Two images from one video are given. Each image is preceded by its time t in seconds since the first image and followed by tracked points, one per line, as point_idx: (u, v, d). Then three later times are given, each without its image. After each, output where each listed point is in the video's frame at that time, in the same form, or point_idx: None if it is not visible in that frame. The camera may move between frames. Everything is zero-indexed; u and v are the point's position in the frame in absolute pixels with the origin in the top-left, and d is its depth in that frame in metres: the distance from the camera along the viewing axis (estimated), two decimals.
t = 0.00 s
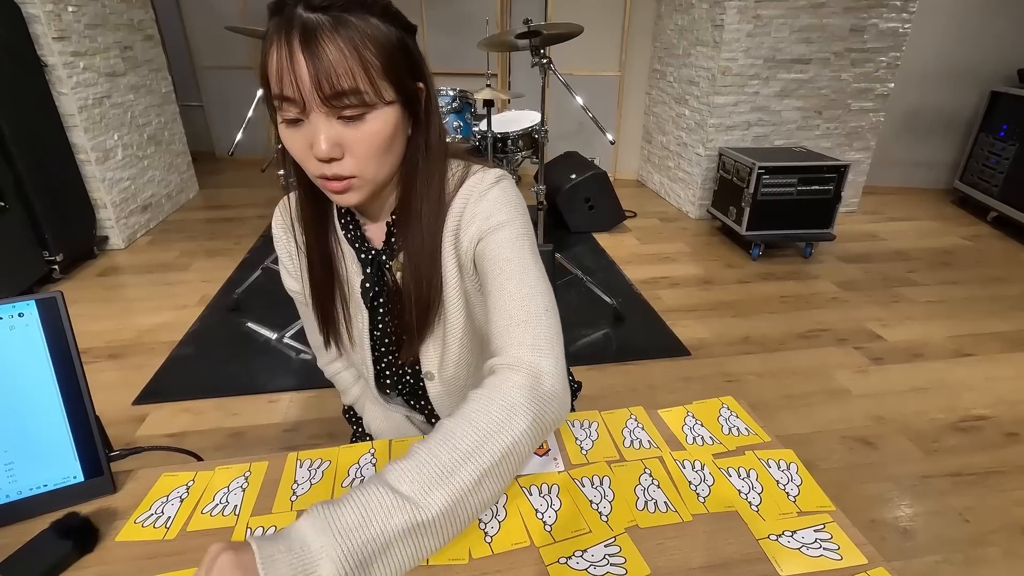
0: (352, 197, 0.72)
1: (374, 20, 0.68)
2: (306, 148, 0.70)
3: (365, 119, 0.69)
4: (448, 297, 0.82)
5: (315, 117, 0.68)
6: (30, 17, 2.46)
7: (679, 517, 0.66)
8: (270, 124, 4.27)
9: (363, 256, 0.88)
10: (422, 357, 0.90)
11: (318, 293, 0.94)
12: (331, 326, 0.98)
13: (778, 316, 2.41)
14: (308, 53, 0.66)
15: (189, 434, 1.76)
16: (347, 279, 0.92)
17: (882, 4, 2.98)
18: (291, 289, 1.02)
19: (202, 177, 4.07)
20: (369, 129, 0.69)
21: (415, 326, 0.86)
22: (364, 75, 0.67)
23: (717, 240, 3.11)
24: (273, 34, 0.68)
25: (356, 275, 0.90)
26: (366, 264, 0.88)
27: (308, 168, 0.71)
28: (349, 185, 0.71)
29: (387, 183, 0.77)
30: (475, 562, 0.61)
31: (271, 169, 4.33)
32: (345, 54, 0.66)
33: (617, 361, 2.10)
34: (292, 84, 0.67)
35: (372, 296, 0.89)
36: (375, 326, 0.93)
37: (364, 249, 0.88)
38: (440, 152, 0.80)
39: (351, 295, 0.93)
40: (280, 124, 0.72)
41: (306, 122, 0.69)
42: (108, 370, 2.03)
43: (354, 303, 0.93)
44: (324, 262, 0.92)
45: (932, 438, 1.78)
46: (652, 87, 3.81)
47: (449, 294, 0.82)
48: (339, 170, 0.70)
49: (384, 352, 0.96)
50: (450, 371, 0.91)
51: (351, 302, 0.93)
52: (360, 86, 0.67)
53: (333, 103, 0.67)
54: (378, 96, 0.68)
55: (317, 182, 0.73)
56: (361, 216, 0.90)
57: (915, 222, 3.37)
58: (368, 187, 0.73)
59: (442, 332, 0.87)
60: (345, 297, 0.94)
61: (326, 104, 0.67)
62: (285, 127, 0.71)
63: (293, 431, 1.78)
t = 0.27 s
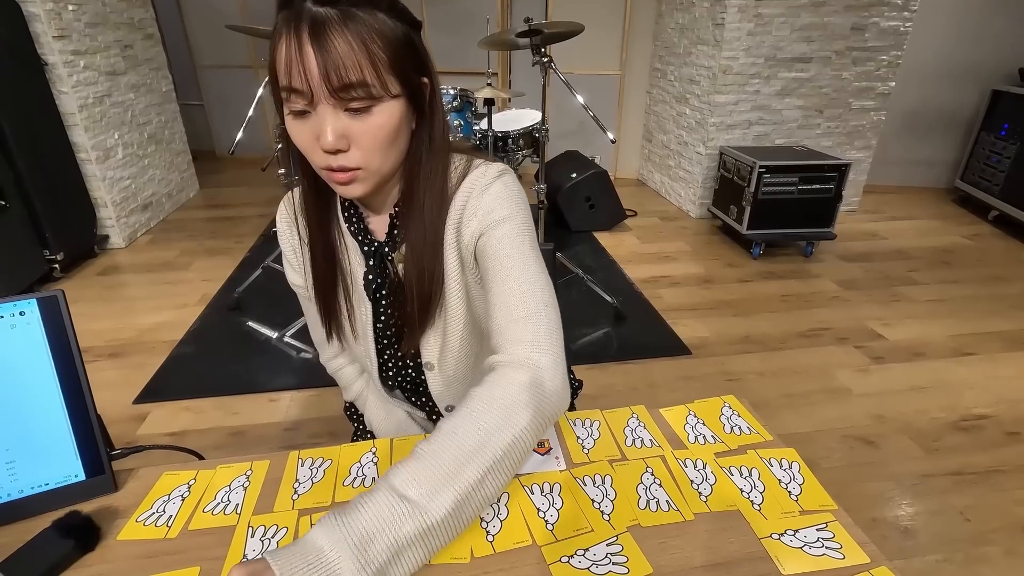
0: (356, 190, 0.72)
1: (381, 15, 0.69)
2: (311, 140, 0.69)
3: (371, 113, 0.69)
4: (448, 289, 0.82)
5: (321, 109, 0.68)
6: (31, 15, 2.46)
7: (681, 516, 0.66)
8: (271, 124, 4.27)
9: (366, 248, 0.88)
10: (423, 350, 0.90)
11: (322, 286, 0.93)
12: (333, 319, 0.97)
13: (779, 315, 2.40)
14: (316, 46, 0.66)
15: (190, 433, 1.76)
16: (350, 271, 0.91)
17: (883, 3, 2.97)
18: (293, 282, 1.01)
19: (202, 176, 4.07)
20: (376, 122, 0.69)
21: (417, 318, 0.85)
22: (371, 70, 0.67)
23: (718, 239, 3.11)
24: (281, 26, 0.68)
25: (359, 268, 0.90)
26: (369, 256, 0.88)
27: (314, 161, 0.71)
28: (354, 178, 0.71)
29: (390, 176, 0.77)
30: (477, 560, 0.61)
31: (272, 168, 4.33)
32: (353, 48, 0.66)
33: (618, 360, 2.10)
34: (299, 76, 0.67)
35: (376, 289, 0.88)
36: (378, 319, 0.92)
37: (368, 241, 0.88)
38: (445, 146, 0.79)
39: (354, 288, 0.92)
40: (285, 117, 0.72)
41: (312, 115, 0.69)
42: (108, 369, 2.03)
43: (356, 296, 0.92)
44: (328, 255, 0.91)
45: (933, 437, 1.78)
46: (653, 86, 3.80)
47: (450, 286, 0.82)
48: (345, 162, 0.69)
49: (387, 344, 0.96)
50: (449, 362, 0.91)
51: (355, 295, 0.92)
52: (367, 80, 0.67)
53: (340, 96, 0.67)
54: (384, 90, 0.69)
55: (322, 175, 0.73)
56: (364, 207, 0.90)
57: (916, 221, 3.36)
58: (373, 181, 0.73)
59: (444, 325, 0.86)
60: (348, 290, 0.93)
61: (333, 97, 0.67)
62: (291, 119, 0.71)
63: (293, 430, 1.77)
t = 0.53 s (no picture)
0: (370, 178, 0.77)
1: (393, 14, 0.75)
2: (329, 130, 0.74)
3: (386, 105, 0.75)
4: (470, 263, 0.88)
5: (340, 102, 0.73)
6: (30, 16, 2.46)
7: (680, 516, 0.66)
8: (270, 124, 4.26)
9: (370, 236, 0.92)
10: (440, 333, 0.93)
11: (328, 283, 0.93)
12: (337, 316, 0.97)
13: (778, 315, 2.41)
14: (338, 41, 0.71)
15: (189, 433, 1.76)
16: (356, 265, 0.93)
17: (882, 3, 2.98)
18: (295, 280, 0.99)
19: (202, 176, 4.07)
20: (391, 113, 0.75)
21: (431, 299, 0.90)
22: (388, 65, 0.73)
23: (717, 239, 3.11)
24: (300, 25, 0.73)
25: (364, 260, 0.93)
26: (374, 243, 0.92)
27: (330, 151, 0.75)
28: (369, 165, 0.76)
29: (400, 165, 0.82)
30: (477, 561, 0.61)
31: (271, 168, 4.33)
32: (371, 44, 0.72)
33: (618, 360, 2.10)
34: (320, 69, 0.71)
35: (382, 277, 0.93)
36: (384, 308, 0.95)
37: (374, 229, 0.92)
38: (451, 136, 0.86)
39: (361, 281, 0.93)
40: (300, 110, 0.76)
41: (331, 106, 0.74)
42: (108, 370, 2.03)
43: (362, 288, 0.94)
44: (334, 250, 0.91)
45: (932, 437, 1.78)
46: (652, 86, 3.80)
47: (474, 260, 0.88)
48: (362, 151, 0.75)
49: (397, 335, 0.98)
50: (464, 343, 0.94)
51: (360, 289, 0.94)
52: (384, 74, 0.73)
53: (360, 88, 0.72)
54: (398, 83, 0.74)
55: (337, 165, 0.77)
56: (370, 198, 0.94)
57: (916, 221, 3.37)
58: (387, 169, 0.78)
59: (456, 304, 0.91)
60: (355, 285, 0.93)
61: (353, 89, 0.72)
62: (306, 111, 0.75)
63: (293, 431, 1.77)
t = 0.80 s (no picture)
0: (396, 181, 0.77)
1: (410, 18, 0.76)
2: (355, 136, 0.74)
3: (412, 108, 0.75)
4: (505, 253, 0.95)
5: (367, 106, 0.73)
6: (28, 18, 2.46)
7: (678, 517, 0.66)
8: (268, 125, 4.26)
9: (390, 237, 0.91)
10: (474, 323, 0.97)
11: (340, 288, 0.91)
12: (351, 318, 0.95)
13: (777, 316, 2.41)
14: (364, 47, 0.72)
15: (188, 435, 1.76)
16: (372, 267, 0.92)
17: (879, 6, 2.98)
18: (298, 287, 0.98)
19: (200, 178, 4.06)
20: (416, 116, 0.75)
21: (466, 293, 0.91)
22: (412, 69, 0.74)
23: (716, 241, 3.12)
24: (322, 31, 0.73)
25: (386, 260, 0.91)
26: (395, 242, 0.91)
27: (355, 157, 0.75)
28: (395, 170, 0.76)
29: (422, 165, 0.83)
30: (475, 563, 0.62)
31: (270, 170, 4.32)
32: (396, 49, 0.73)
33: (616, 362, 2.10)
34: (348, 75, 0.71)
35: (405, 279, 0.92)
36: (405, 307, 0.95)
37: (394, 229, 0.91)
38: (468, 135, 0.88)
39: (379, 283, 0.92)
40: (321, 116, 0.76)
41: (356, 112, 0.73)
42: (105, 372, 2.03)
43: (378, 289, 0.93)
44: (348, 253, 0.89)
45: (930, 438, 1.79)
46: (650, 88, 3.81)
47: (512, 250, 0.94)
48: (389, 155, 0.74)
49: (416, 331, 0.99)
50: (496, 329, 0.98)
51: (377, 291, 0.93)
52: (410, 78, 0.74)
53: (387, 93, 0.73)
54: (421, 87, 0.75)
55: (361, 171, 0.77)
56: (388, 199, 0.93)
57: (913, 222, 3.37)
58: (411, 172, 0.78)
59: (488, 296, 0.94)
60: (370, 287, 0.92)
61: (380, 94, 0.73)
62: (329, 118, 0.75)
63: (291, 433, 1.77)
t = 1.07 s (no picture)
0: (393, 182, 0.77)
1: (407, 19, 0.76)
2: (351, 136, 0.74)
3: (407, 108, 0.75)
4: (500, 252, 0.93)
5: (362, 107, 0.73)
6: (27, 19, 2.46)
7: (678, 519, 0.66)
8: (267, 127, 4.26)
9: (387, 239, 0.91)
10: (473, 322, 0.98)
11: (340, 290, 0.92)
12: (352, 320, 0.95)
13: (776, 317, 2.41)
14: (359, 48, 0.72)
15: (186, 437, 1.75)
16: (371, 269, 0.92)
17: (877, 7, 2.99)
18: (298, 291, 0.97)
19: (199, 179, 4.06)
20: (412, 116, 0.75)
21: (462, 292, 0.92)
22: (408, 70, 0.74)
23: (715, 242, 3.12)
24: (319, 32, 0.73)
25: (383, 263, 0.92)
26: (392, 245, 0.91)
27: (351, 157, 0.75)
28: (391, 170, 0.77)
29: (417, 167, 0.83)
30: (475, 564, 0.61)
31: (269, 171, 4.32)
32: (392, 50, 0.73)
33: (616, 363, 2.10)
34: (343, 76, 0.71)
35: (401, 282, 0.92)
36: (403, 308, 0.95)
37: (391, 231, 0.91)
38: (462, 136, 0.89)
39: (376, 284, 0.93)
40: (317, 117, 0.76)
41: (352, 113, 0.73)
42: (104, 374, 2.02)
43: (376, 290, 0.94)
44: (347, 256, 0.90)
45: (929, 439, 1.79)
46: (649, 89, 3.81)
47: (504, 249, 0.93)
48: (384, 155, 0.75)
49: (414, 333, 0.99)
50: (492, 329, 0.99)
51: (375, 293, 0.94)
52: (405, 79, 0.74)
53: (383, 94, 0.73)
54: (417, 88, 0.75)
55: (358, 171, 0.77)
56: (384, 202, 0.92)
57: (912, 224, 3.38)
58: (407, 172, 0.79)
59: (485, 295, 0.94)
60: (369, 289, 0.93)
61: (376, 94, 0.73)
62: (325, 118, 0.75)
63: (290, 435, 1.77)
